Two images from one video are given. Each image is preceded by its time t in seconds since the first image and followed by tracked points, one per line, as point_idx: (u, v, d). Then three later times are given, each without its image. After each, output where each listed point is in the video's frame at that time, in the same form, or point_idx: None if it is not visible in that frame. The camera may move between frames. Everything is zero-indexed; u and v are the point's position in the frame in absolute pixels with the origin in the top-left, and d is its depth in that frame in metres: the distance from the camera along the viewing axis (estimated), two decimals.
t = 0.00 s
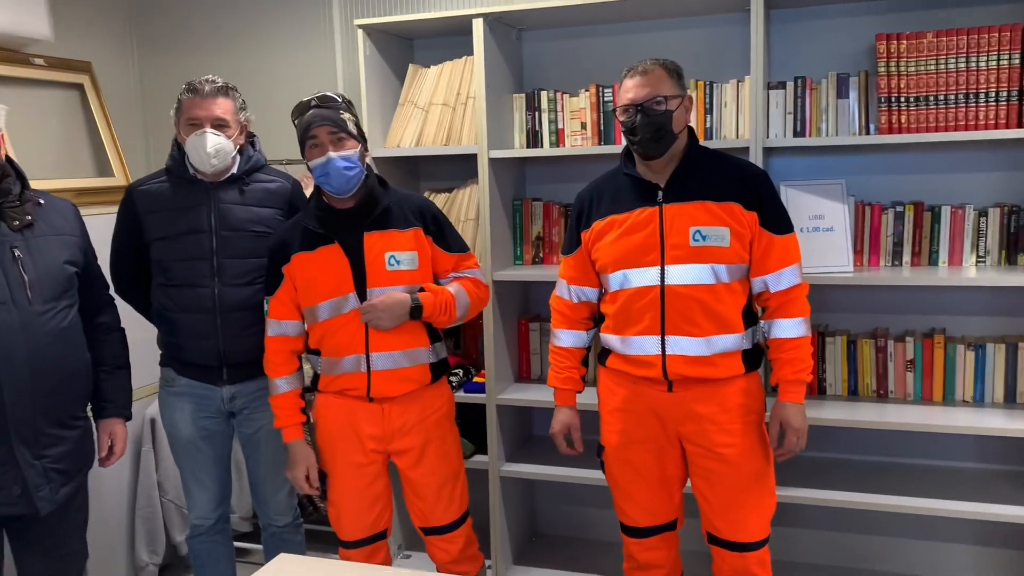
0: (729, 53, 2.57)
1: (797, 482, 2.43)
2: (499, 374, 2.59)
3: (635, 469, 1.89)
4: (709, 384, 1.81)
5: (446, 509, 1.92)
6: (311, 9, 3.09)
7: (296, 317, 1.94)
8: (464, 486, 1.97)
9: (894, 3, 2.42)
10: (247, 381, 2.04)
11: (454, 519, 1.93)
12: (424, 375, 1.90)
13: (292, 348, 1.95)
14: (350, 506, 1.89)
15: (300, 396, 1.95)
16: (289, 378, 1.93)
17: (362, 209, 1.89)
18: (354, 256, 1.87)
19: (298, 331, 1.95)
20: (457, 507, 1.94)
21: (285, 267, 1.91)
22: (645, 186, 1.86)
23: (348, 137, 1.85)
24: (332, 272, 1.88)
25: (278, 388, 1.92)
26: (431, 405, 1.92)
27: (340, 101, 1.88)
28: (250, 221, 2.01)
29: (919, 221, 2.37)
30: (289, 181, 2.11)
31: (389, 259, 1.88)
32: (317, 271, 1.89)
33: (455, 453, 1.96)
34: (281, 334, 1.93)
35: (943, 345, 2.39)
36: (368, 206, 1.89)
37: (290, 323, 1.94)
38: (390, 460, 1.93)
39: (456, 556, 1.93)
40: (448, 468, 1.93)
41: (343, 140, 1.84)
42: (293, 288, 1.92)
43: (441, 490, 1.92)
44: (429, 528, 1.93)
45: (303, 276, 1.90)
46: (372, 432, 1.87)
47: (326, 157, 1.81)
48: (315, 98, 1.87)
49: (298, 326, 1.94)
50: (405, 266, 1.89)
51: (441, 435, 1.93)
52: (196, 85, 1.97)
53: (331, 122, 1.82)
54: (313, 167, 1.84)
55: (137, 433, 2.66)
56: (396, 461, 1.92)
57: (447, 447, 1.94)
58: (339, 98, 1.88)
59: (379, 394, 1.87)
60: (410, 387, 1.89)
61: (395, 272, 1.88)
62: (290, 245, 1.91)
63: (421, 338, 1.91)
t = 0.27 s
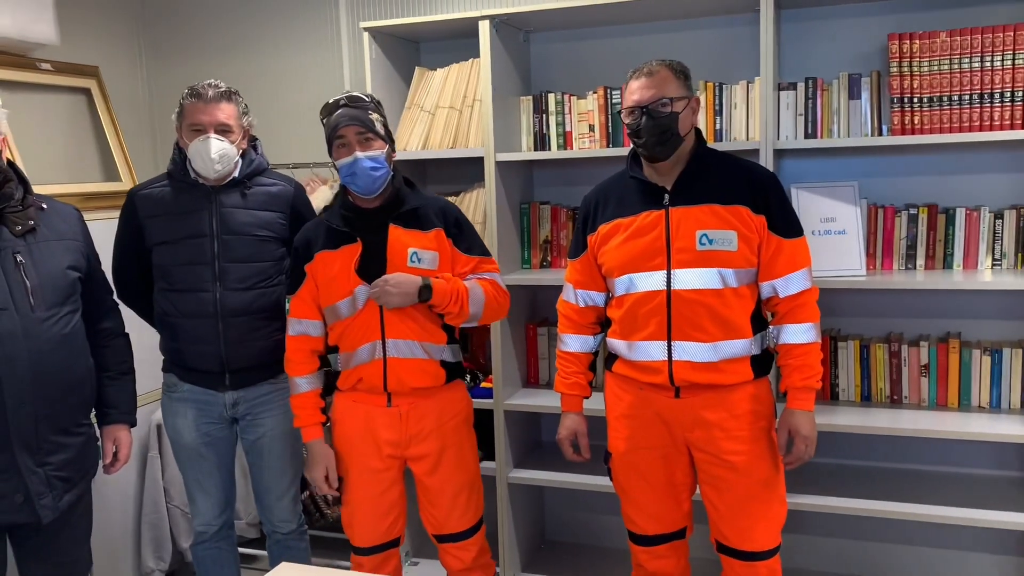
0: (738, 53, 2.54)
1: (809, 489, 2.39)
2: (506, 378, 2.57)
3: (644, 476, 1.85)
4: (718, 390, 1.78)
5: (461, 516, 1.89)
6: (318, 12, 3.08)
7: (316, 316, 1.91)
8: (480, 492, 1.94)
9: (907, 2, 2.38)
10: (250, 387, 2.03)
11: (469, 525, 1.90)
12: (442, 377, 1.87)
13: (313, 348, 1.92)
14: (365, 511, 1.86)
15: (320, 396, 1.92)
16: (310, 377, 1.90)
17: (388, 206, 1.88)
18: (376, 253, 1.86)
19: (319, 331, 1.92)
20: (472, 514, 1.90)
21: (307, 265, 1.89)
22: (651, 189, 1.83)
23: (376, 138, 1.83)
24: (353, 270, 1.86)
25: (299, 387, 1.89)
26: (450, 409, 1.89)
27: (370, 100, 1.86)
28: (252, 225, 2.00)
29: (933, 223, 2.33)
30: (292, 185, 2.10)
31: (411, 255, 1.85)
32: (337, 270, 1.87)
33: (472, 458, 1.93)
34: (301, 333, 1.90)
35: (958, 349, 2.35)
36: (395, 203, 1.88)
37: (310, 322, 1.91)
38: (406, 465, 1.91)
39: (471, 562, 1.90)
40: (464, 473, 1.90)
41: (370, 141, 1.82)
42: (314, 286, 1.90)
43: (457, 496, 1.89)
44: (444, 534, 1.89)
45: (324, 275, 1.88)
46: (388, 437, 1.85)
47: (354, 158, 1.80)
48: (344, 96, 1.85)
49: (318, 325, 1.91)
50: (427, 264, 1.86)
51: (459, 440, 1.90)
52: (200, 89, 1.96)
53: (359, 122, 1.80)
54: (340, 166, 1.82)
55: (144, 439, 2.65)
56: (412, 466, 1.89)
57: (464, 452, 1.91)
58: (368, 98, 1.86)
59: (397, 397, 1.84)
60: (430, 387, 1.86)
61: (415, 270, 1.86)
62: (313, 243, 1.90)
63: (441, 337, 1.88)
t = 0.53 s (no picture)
0: (737, 51, 2.52)
1: (811, 490, 2.37)
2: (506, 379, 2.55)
3: (645, 478, 1.84)
4: (718, 391, 1.76)
5: (472, 517, 1.86)
6: (315, 12, 3.06)
7: (332, 313, 1.89)
8: (491, 494, 1.91)
9: None
10: (242, 390, 2.02)
11: (478, 526, 1.86)
12: (457, 376, 1.85)
13: (328, 344, 1.90)
14: (375, 512, 1.84)
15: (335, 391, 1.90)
16: (324, 373, 1.89)
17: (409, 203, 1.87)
18: (395, 250, 1.85)
19: (335, 327, 1.90)
20: (482, 516, 1.87)
21: (324, 261, 1.88)
22: (650, 189, 1.82)
23: (398, 135, 1.82)
24: (371, 267, 1.84)
25: (314, 383, 1.88)
26: (465, 410, 1.87)
27: (392, 96, 1.84)
28: (243, 227, 1.99)
29: (935, 221, 2.31)
30: (283, 186, 2.09)
31: (430, 251, 1.83)
32: (354, 266, 1.85)
33: (485, 459, 1.90)
34: (316, 329, 1.89)
35: (961, 348, 2.33)
36: (416, 200, 1.87)
37: (326, 319, 1.89)
38: (417, 467, 1.88)
39: (478, 564, 1.86)
40: (477, 475, 1.87)
41: (392, 138, 1.81)
42: (331, 282, 1.88)
43: (467, 498, 1.86)
44: (452, 535, 1.86)
45: (341, 271, 1.86)
46: (401, 438, 1.83)
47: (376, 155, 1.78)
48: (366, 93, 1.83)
49: (334, 322, 1.89)
50: (446, 262, 1.84)
51: (472, 441, 1.87)
52: (194, 89, 1.94)
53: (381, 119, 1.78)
54: (362, 163, 1.80)
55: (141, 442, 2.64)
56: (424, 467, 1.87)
57: (477, 454, 1.88)
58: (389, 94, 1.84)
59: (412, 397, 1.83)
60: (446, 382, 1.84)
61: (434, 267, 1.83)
62: (332, 239, 1.88)
63: (457, 335, 1.86)
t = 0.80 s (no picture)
0: (725, 46, 2.52)
1: (802, 484, 2.38)
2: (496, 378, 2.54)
3: (639, 475, 1.83)
4: (711, 387, 1.75)
5: (472, 515, 1.83)
6: (300, 9, 3.04)
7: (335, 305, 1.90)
8: (492, 493, 1.89)
9: None
10: (221, 393, 1.99)
11: (478, 525, 1.84)
12: (462, 377, 1.83)
13: (327, 335, 1.91)
14: (375, 511, 1.82)
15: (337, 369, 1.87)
16: (323, 351, 1.87)
17: (421, 201, 1.85)
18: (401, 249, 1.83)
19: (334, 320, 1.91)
20: (482, 515, 1.85)
21: (331, 254, 1.87)
22: (642, 185, 1.81)
23: (409, 132, 1.80)
24: (378, 264, 1.82)
25: (314, 359, 1.84)
26: (470, 408, 1.85)
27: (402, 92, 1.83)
28: (221, 227, 1.97)
29: (923, 214, 2.32)
30: (261, 186, 2.07)
31: (434, 254, 1.81)
32: (362, 262, 1.83)
33: (488, 459, 1.88)
34: (316, 320, 1.89)
35: (950, 341, 2.34)
36: (427, 199, 1.85)
37: (328, 312, 1.89)
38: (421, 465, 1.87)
39: (477, 562, 1.84)
40: (481, 474, 1.85)
41: (403, 134, 1.80)
42: (337, 276, 1.88)
43: (468, 498, 1.83)
44: (452, 533, 1.84)
45: (348, 265, 1.86)
46: (406, 436, 1.81)
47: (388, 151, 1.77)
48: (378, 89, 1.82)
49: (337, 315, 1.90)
50: (452, 263, 1.83)
51: (476, 441, 1.85)
52: (172, 88, 1.92)
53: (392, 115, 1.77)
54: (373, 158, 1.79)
55: (127, 445, 2.61)
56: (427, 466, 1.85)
57: (480, 452, 1.86)
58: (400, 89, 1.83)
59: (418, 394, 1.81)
60: (451, 387, 1.82)
61: (439, 268, 1.82)
62: (340, 234, 1.87)
63: (461, 338, 1.85)
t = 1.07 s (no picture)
0: (709, 43, 2.52)
1: (791, 479, 2.39)
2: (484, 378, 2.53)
3: (631, 472, 1.83)
4: (704, 383, 1.75)
5: (471, 515, 1.82)
6: (280, 6, 3.00)
7: (334, 297, 1.89)
8: (490, 493, 1.88)
9: None
10: (206, 396, 1.96)
11: (476, 526, 1.83)
12: (464, 377, 1.82)
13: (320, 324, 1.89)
14: (371, 512, 1.80)
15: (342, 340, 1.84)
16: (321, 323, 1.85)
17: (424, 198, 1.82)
18: (404, 247, 1.81)
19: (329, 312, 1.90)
20: (479, 515, 1.84)
21: (331, 249, 1.85)
22: (633, 181, 1.80)
23: (413, 129, 1.79)
24: (381, 260, 1.81)
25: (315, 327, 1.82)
26: (471, 408, 1.84)
27: (405, 89, 1.82)
28: (202, 229, 1.94)
29: (908, 210, 2.33)
30: (240, 186, 2.04)
31: (438, 253, 1.81)
32: (365, 257, 1.81)
33: (487, 458, 1.87)
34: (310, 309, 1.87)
35: (934, 336, 2.36)
36: (431, 197, 1.83)
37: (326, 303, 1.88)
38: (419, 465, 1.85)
39: (473, 562, 1.83)
40: (480, 473, 1.84)
41: (408, 133, 1.79)
42: (337, 269, 1.86)
43: (467, 497, 1.82)
44: (449, 534, 1.83)
45: (348, 260, 1.84)
46: (405, 437, 1.79)
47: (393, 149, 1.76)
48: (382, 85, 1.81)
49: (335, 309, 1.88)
50: (455, 263, 1.82)
51: (475, 440, 1.84)
52: (147, 85, 1.89)
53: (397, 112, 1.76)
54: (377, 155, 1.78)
55: (109, 452, 2.56)
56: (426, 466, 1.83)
57: (480, 452, 1.84)
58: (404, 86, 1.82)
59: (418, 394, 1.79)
60: (452, 388, 1.80)
61: (442, 267, 1.81)
62: (341, 229, 1.85)
63: (463, 338, 1.84)
